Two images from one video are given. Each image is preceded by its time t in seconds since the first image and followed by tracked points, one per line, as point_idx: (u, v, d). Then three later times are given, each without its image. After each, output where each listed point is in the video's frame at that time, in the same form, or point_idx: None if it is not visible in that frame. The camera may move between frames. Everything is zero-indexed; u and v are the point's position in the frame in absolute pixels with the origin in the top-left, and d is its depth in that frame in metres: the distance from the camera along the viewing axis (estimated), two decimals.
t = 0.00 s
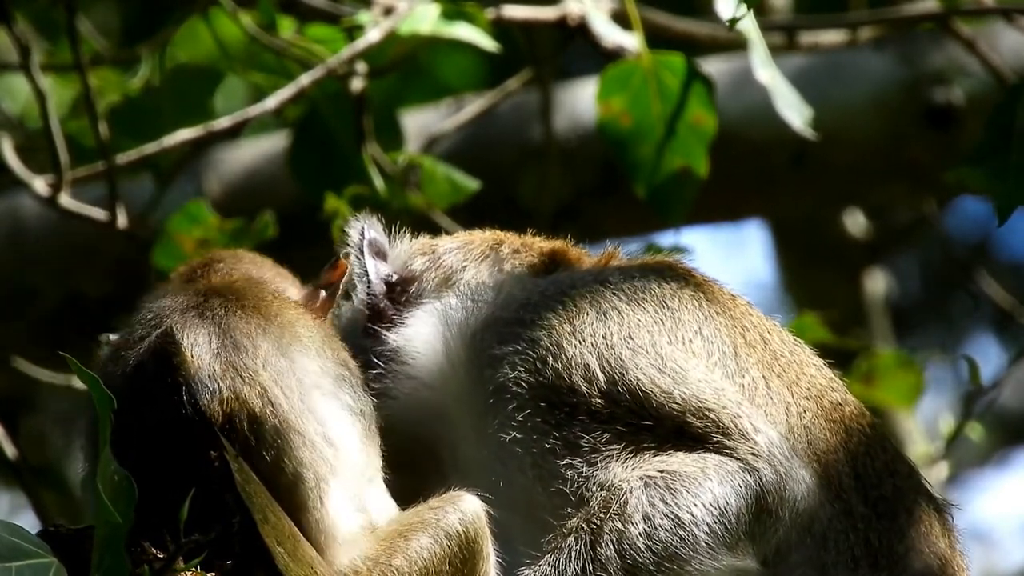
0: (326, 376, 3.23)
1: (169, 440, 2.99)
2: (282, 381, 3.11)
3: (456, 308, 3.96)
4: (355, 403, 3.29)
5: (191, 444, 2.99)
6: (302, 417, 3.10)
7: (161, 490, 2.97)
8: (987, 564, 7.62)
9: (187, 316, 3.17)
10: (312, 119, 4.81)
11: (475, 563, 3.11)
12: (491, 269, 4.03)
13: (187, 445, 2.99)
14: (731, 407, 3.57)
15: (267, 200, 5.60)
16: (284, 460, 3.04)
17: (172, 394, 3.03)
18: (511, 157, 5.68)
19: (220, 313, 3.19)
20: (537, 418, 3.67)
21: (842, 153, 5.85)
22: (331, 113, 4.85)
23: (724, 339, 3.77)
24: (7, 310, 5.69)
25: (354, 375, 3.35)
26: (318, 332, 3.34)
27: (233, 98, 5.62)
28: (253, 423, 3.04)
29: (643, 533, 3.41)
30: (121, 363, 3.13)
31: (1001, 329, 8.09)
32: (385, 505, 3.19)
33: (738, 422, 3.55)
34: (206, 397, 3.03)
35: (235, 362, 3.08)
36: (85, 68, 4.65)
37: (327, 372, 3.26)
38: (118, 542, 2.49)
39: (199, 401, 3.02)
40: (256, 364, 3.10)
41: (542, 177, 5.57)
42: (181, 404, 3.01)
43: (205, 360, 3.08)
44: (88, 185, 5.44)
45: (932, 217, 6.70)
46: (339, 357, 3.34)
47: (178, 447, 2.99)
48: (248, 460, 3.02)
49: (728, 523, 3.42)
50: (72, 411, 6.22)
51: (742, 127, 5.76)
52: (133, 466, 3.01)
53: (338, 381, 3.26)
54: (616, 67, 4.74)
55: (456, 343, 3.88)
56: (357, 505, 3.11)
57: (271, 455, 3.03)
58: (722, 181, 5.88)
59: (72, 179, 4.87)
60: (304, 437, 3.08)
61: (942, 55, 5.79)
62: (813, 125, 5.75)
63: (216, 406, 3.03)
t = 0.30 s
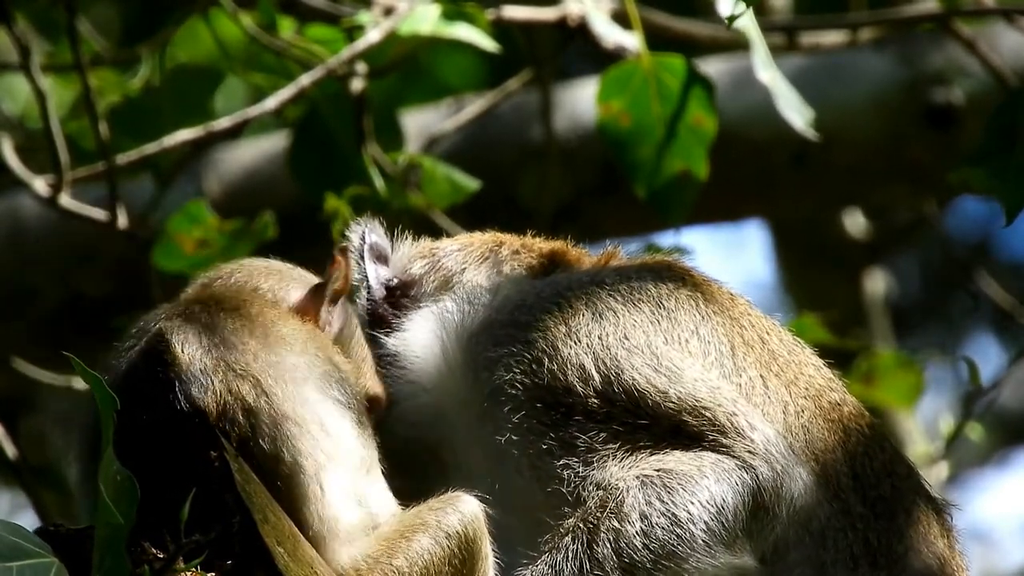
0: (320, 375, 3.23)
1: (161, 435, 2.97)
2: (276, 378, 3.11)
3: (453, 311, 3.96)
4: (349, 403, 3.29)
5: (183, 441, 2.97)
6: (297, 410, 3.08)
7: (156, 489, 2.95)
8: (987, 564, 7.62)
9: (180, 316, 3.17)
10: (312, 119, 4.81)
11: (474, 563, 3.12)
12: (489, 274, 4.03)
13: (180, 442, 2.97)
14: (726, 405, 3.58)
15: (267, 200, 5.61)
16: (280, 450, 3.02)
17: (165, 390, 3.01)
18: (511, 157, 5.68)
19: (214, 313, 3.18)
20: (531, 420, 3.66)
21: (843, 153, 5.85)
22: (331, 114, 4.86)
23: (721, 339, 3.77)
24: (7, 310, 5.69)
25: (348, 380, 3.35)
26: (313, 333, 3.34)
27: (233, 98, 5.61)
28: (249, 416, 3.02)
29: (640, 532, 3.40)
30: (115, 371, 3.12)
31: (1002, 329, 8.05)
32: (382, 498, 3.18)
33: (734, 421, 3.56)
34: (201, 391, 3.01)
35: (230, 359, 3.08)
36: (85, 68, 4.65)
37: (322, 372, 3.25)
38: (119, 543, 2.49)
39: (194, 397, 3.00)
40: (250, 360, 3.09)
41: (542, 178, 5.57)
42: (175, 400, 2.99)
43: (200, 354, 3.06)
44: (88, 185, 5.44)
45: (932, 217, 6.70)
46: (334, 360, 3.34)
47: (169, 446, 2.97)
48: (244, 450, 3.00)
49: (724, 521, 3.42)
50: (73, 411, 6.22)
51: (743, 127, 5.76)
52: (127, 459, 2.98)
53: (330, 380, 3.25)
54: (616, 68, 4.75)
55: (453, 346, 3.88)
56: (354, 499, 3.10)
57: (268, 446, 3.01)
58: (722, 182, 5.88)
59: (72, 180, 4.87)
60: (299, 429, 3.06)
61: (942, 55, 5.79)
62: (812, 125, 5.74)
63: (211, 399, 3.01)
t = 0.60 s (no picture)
0: (312, 373, 3.20)
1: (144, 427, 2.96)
2: (258, 370, 3.08)
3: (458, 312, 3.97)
4: (346, 401, 3.24)
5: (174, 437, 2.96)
6: (283, 404, 3.05)
7: (156, 491, 2.94)
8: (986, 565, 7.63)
9: (168, 326, 3.18)
10: (312, 119, 4.84)
11: (470, 564, 3.13)
12: (492, 272, 4.05)
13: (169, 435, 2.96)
14: (731, 411, 3.57)
15: (267, 201, 5.61)
16: (265, 442, 2.99)
17: (146, 389, 3.01)
18: (511, 157, 5.68)
19: (199, 320, 3.18)
20: (536, 427, 3.68)
21: (843, 153, 5.85)
22: (332, 114, 4.85)
23: (726, 343, 3.77)
24: (7, 310, 5.69)
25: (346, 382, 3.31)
26: (303, 341, 3.29)
27: (233, 99, 5.61)
28: (231, 408, 2.99)
29: (640, 536, 3.40)
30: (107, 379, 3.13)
31: (1002, 329, 8.07)
32: (374, 491, 3.17)
33: (738, 427, 3.54)
34: (182, 386, 3.00)
35: (209, 355, 3.06)
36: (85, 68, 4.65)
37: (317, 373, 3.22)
38: (120, 542, 2.49)
39: (176, 391, 2.99)
40: (230, 355, 3.07)
41: (541, 177, 5.58)
42: (157, 396, 2.99)
43: (178, 352, 3.06)
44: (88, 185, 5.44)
45: (932, 217, 6.71)
46: (327, 360, 3.30)
47: (159, 436, 2.96)
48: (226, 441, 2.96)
49: (725, 526, 3.41)
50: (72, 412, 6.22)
51: (743, 127, 5.76)
52: (127, 458, 2.99)
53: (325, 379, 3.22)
54: (616, 67, 4.75)
55: (459, 352, 3.89)
56: (342, 494, 3.08)
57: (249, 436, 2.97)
58: (722, 182, 5.88)
59: (72, 180, 4.87)
60: (282, 421, 3.03)
61: (941, 55, 5.80)
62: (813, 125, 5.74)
63: (194, 394, 2.99)
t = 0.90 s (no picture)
0: (298, 372, 3.19)
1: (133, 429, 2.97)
2: (239, 368, 3.09)
3: (464, 311, 3.97)
4: (337, 396, 3.25)
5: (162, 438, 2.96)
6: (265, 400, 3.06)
7: (153, 493, 2.94)
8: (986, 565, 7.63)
9: (153, 331, 3.18)
10: (312, 119, 4.84)
11: (460, 560, 3.16)
12: (494, 269, 4.05)
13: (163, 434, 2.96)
14: (737, 418, 3.56)
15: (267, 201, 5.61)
16: (251, 440, 3.00)
17: (130, 393, 3.01)
18: (511, 157, 5.69)
19: (179, 322, 3.21)
20: (541, 432, 3.70)
21: (843, 153, 5.85)
22: (331, 114, 4.86)
23: (733, 347, 3.76)
24: (7, 310, 5.69)
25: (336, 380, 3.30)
26: (291, 335, 3.32)
27: (234, 98, 5.62)
28: (215, 407, 3.00)
29: (640, 541, 3.41)
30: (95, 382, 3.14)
31: (1002, 329, 8.10)
32: (367, 483, 3.15)
33: (745, 434, 3.54)
34: (165, 387, 3.00)
35: (191, 356, 3.07)
36: (85, 67, 4.65)
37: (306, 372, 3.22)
38: (119, 542, 2.50)
39: (159, 395, 3.00)
40: (210, 356, 3.08)
41: (541, 178, 5.58)
42: (139, 399, 2.99)
43: (156, 354, 3.07)
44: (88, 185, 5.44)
45: (932, 217, 6.71)
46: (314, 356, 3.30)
47: (154, 433, 2.97)
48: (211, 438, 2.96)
49: (726, 532, 3.42)
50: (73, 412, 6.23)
51: (743, 128, 5.76)
52: (125, 459, 2.97)
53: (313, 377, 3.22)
54: (616, 67, 4.75)
55: (467, 353, 3.89)
56: (333, 491, 3.07)
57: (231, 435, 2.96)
58: (722, 182, 5.88)
59: (72, 180, 4.87)
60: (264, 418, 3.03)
61: (942, 55, 5.80)
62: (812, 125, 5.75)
63: (177, 396, 2.99)
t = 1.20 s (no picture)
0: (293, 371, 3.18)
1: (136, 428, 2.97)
2: (242, 371, 3.09)
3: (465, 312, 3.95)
4: (336, 398, 3.23)
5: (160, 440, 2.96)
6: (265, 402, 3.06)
7: (154, 493, 2.93)
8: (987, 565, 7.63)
9: (155, 329, 3.18)
10: (312, 119, 4.84)
11: (461, 560, 3.15)
12: (494, 269, 4.03)
13: (162, 434, 2.96)
14: (740, 421, 3.57)
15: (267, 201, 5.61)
16: (256, 441, 3.01)
17: (134, 391, 3.01)
18: (511, 157, 5.69)
19: (181, 321, 3.21)
20: (543, 435, 3.69)
21: (843, 153, 5.86)
22: (331, 114, 4.86)
23: (735, 349, 3.76)
24: (7, 310, 5.68)
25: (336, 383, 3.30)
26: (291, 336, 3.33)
27: (234, 98, 5.62)
28: (220, 407, 3.01)
29: (641, 543, 3.42)
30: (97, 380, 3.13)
31: (1002, 329, 8.11)
32: (368, 486, 3.15)
33: (747, 436, 3.55)
34: (171, 387, 3.00)
35: (194, 356, 3.08)
36: (85, 67, 4.65)
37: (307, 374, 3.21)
38: (119, 543, 2.50)
39: (164, 394, 2.99)
40: (214, 356, 3.09)
41: (541, 178, 5.58)
42: (144, 398, 2.99)
43: (155, 353, 3.07)
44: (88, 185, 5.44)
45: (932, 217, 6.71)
46: (310, 358, 3.29)
47: (156, 433, 2.97)
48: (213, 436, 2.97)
49: (727, 534, 3.43)
50: (73, 411, 6.23)
51: (743, 128, 5.76)
52: (125, 458, 2.97)
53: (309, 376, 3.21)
54: (616, 67, 4.75)
55: (469, 355, 3.88)
56: (333, 493, 3.08)
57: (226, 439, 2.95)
58: (722, 182, 5.89)
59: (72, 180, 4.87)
60: (261, 422, 3.03)
61: (942, 55, 5.80)
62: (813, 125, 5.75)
63: (182, 395, 3.00)
